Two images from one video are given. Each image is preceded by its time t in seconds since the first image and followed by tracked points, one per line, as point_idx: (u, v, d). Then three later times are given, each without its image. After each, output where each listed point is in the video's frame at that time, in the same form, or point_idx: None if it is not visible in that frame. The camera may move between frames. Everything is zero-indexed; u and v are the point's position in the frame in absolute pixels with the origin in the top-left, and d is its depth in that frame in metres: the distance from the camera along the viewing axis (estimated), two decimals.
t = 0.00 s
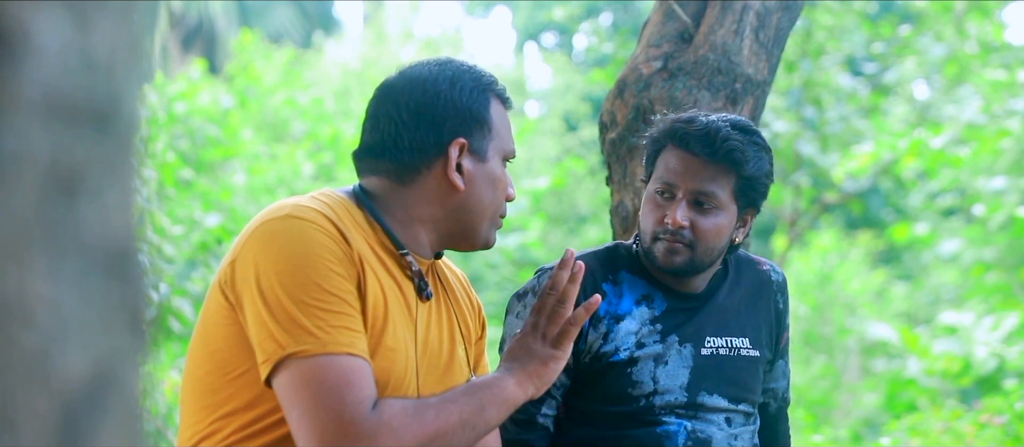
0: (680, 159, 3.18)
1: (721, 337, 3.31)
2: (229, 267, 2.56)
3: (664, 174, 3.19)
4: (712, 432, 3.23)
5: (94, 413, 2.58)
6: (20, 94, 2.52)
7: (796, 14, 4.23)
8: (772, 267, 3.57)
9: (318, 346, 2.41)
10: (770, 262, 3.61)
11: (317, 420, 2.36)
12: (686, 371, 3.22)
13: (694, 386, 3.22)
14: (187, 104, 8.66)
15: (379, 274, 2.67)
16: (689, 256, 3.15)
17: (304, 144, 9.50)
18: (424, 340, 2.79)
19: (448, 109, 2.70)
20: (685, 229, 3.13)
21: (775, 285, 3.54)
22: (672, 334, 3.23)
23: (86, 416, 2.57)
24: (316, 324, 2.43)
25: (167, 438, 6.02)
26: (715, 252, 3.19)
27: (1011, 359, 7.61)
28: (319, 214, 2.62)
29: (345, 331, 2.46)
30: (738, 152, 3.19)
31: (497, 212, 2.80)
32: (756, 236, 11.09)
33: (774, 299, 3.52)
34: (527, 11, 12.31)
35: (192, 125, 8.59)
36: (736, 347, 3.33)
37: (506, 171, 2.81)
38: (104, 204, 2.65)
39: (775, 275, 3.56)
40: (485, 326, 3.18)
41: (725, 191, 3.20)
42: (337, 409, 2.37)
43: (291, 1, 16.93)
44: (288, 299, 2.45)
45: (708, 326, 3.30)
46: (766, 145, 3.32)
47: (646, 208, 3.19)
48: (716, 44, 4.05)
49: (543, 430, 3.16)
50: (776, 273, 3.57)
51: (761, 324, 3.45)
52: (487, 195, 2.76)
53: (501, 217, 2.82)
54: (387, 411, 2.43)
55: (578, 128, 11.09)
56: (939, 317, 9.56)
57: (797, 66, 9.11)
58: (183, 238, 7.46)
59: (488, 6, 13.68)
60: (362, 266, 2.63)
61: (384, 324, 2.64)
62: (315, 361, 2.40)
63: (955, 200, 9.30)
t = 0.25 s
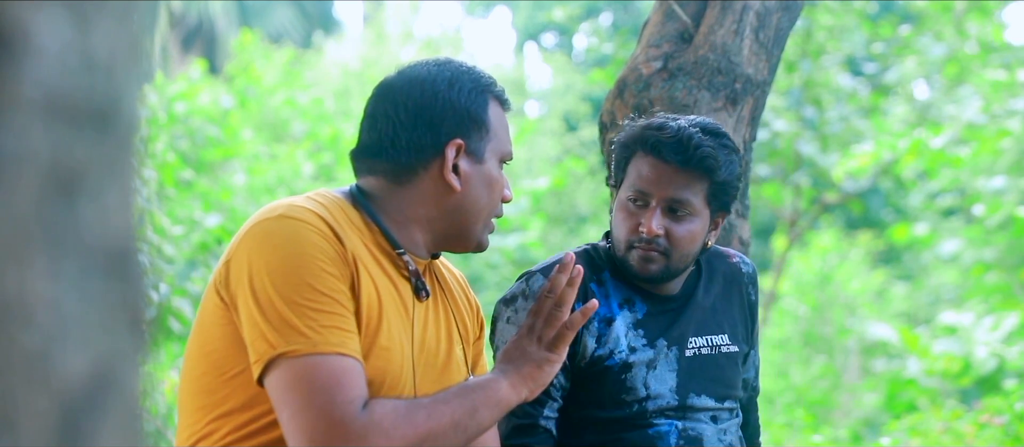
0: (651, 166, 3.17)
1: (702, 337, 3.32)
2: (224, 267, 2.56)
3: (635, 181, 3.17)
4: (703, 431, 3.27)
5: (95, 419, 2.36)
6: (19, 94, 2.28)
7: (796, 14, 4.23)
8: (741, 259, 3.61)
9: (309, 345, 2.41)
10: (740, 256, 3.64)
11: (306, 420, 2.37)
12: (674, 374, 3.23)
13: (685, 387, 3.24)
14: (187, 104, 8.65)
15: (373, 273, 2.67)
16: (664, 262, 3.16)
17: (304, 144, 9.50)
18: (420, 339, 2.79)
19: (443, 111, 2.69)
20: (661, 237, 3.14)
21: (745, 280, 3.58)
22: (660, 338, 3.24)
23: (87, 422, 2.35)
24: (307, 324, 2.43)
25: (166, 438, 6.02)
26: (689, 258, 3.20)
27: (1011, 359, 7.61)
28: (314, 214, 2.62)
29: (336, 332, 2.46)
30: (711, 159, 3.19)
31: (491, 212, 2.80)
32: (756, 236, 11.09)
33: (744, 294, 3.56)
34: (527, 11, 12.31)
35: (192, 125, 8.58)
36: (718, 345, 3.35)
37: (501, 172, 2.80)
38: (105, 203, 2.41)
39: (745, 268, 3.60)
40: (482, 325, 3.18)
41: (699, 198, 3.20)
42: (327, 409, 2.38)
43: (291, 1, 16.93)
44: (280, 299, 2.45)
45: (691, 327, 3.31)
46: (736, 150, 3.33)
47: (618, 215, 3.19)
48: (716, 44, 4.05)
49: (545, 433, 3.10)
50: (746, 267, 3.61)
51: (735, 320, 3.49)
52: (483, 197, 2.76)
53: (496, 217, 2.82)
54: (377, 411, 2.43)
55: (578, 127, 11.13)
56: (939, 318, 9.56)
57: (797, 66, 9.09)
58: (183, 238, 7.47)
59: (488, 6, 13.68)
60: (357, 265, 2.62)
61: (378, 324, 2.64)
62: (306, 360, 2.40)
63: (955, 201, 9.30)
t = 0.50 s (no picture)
0: (638, 171, 3.18)
1: (693, 341, 3.33)
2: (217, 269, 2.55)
3: (622, 185, 3.18)
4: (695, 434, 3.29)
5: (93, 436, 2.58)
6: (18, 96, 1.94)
7: (796, 14, 4.23)
8: (730, 265, 3.59)
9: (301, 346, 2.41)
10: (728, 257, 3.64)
11: (298, 420, 2.37)
12: (665, 377, 3.25)
13: (676, 391, 3.26)
14: (187, 104, 8.66)
15: (369, 273, 2.67)
16: (653, 266, 3.19)
17: (305, 144, 9.50)
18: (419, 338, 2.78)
19: (434, 112, 2.70)
20: (649, 243, 3.16)
21: (735, 283, 3.57)
22: (649, 343, 3.24)
23: (87, 421, 2.01)
24: (300, 324, 2.43)
25: (166, 437, 6.02)
26: (677, 261, 3.24)
27: (1011, 359, 7.60)
28: (309, 214, 2.62)
29: (329, 332, 2.45)
30: (700, 164, 3.20)
31: (485, 219, 2.77)
32: (756, 236, 11.10)
33: (734, 296, 3.56)
34: (527, 11, 12.31)
35: (192, 126, 8.58)
36: (710, 348, 3.36)
37: (497, 175, 2.77)
38: (105, 205, 2.05)
39: (733, 271, 3.59)
40: (481, 326, 3.17)
41: (687, 202, 3.22)
42: (319, 410, 2.38)
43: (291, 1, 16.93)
44: (275, 298, 2.45)
45: (681, 330, 3.32)
46: (722, 149, 3.34)
47: (605, 218, 3.21)
48: (716, 44, 4.05)
49: (542, 432, 3.11)
50: (734, 270, 3.59)
51: (725, 323, 3.48)
52: (472, 197, 2.73)
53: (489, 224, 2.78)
54: (368, 411, 2.43)
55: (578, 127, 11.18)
56: (939, 318, 9.57)
57: (797, 66, 9.08)
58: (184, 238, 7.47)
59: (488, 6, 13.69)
60: (353, 266, 2.62)
61: (372, 324, 2.63)
62: (299, 361, 2.40)
63: (955, 200, 9.31)
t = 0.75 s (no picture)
0: (640, 174, 3.18)
1: (689, 342, 3.34)
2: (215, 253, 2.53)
3: (625, 190, 3.18)
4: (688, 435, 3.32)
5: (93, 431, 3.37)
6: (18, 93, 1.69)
7: (796, 14, 4.23)
8: (728, 264, 3.57)
9: (249, 346, 2.35)
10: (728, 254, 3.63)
11: (237, 420, 2.34)
12: (659, 379, 3.27)
13: (670, 391, 3.28)
14: (188, 104, 8.65)
15: (355, 272, 2.59)
16: (660, 269, 3.21)
17: (305, 144, 9.49)
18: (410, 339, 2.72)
19: (425, 117, 2.67)
20: (657, 247, 3.17)
21: (734, 280, 3.56)
22: (643, 343, 3.27)
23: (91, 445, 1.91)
24: (256, 324, 2.37)
25: (166, 437, 6.02)
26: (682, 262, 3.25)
27: (1011, 359, 7.60)
28: (304, 213, 2.54)
29: (284, 333, 2.38)
30: (704, 165, 3.21)
31: (457, 232, 2.63)
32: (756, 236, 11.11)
33: (734, 295, 3.55)
34: (527, 11, 12.32)
35: (192, 126, 8.58)
36: (706, 349, 3.37)
37: (477, 193, 2.62)
38: (104, 205, 1.78)
39: (732, 269, 3.57)
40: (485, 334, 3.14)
41: (691, 203, 3.22)
42: (255, 412, 2.32)
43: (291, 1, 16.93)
44: (247, 291, 2.40)
45: (677, 331, 3.33)
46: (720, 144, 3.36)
47: (611, 223, 3.22)
48: (716, 44, 4.05)
49: (537, 430, 3.16)
50: (733, 267, 3.58)
51: (723, 322, 3.49)
52: (441, 207, 2.62)
53: (468, 237, 2.64)
54: (305, 417, 2.33)
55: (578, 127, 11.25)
56: (939, 318, 9.57)
57: (797, 66, 9.06)
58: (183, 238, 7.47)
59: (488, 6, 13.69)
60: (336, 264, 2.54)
61: (358, 323, 2.57)
62: (246, 361, 2.35)
63: (955, 200, 9.31)
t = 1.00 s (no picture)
0: (646, 182, 3.11)
1: (684, 345, 3.31)
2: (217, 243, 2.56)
3: (630, 199, 3.12)
4: (684, 442, 3.27)
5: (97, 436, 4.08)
6: (20, 95, 2.14)
7: (796, 14, 4.23)
8: (728, 258, 3.52)
9: (203, 345, 2.34)
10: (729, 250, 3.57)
11: (182, 416, 2.34)
12: (653, 384, 3.23)
13: (665, 396, 3.24)
14: (188, 104, 8.65)
15: (340, 278, 2.57)
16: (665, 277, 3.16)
17: (304, 144, 9.49)
18: (402, 347, 2.70)
19: (420, 122, 2.67)
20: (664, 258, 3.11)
21: (733, 275, 3.50)
22: (637, 348, 3.23)
23: (87, 421, 2.17)
24: (215, 324, 2.35)
25: (166, 437, 6.02)
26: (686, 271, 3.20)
27: (1011, 359, 7.59)
28: (295, 218, 2.55)
29: (240, 337, 2.35)
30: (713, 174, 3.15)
31: (450, 236, 2.64)
32: (756, 236, 11.12)
33: (735, 290, 3.49)
34: (527, 11, 12.33)
35: (192, 125, 8.59)
36: (703, 352, 3.33)
37: (465, 197, 2.62)
38: (104, 203, 2.26)
39: (732, 263, 3.52)
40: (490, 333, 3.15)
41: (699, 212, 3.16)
42: (198, 410, 2.32)
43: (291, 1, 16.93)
44: (216, 290, 2.39)
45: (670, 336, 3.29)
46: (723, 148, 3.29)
47: (615, 232, 3.15)
48: (716, 44, 4.05)
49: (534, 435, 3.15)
50: (733, 262, 3.52)
51: (724, 320, 3.44)
52: (429, 213, 2.63)
53: (459, 241, 2.65)
54: (240, 424, 2.29)
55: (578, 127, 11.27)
56: (939, 318, 9.56)
57: (798, 66, 9.04)
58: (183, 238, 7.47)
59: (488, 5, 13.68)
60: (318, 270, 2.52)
61: (340, 331, 2.55)
62: (199, 358, 2.34)
63: (955, 200, 9.31)
